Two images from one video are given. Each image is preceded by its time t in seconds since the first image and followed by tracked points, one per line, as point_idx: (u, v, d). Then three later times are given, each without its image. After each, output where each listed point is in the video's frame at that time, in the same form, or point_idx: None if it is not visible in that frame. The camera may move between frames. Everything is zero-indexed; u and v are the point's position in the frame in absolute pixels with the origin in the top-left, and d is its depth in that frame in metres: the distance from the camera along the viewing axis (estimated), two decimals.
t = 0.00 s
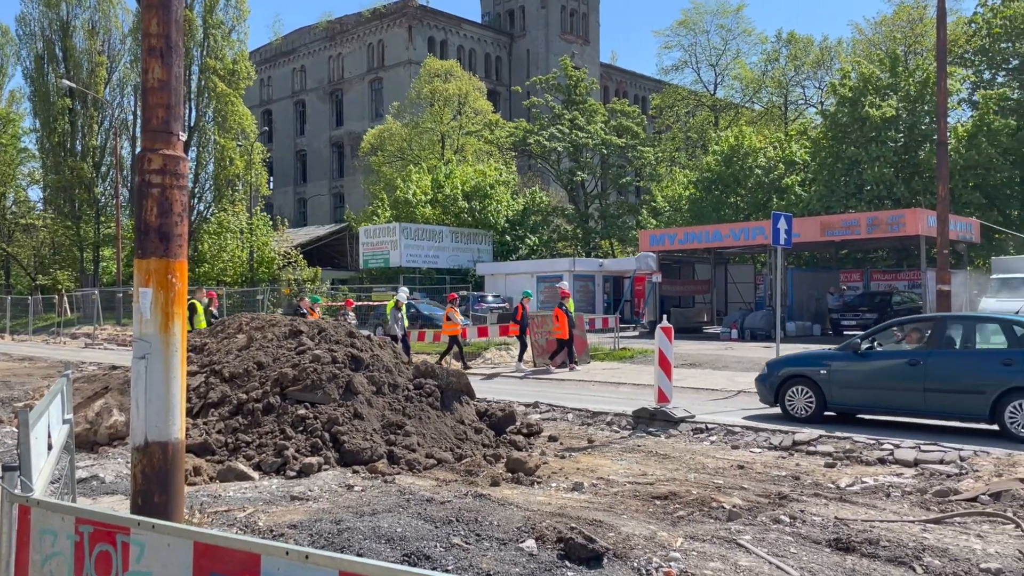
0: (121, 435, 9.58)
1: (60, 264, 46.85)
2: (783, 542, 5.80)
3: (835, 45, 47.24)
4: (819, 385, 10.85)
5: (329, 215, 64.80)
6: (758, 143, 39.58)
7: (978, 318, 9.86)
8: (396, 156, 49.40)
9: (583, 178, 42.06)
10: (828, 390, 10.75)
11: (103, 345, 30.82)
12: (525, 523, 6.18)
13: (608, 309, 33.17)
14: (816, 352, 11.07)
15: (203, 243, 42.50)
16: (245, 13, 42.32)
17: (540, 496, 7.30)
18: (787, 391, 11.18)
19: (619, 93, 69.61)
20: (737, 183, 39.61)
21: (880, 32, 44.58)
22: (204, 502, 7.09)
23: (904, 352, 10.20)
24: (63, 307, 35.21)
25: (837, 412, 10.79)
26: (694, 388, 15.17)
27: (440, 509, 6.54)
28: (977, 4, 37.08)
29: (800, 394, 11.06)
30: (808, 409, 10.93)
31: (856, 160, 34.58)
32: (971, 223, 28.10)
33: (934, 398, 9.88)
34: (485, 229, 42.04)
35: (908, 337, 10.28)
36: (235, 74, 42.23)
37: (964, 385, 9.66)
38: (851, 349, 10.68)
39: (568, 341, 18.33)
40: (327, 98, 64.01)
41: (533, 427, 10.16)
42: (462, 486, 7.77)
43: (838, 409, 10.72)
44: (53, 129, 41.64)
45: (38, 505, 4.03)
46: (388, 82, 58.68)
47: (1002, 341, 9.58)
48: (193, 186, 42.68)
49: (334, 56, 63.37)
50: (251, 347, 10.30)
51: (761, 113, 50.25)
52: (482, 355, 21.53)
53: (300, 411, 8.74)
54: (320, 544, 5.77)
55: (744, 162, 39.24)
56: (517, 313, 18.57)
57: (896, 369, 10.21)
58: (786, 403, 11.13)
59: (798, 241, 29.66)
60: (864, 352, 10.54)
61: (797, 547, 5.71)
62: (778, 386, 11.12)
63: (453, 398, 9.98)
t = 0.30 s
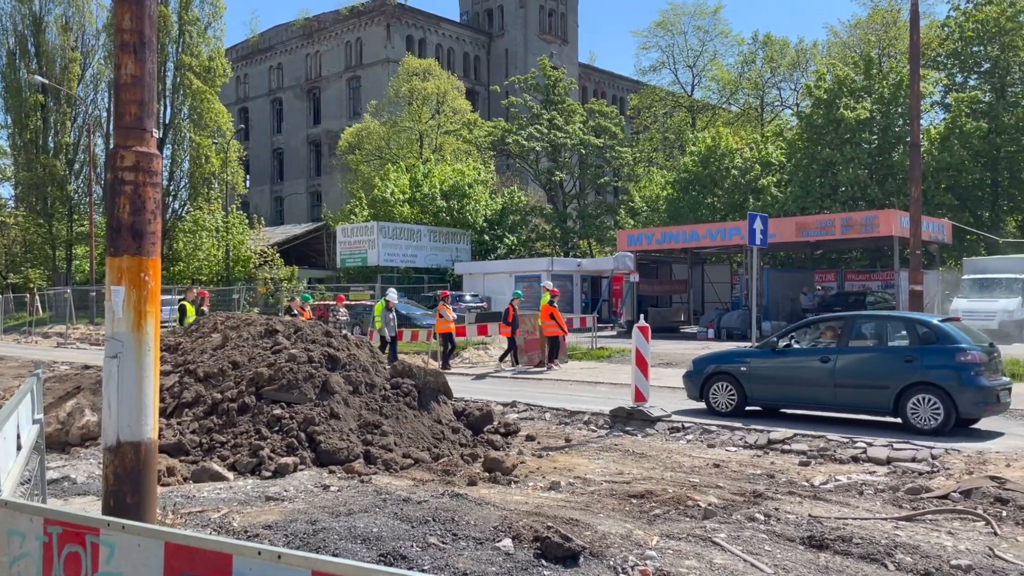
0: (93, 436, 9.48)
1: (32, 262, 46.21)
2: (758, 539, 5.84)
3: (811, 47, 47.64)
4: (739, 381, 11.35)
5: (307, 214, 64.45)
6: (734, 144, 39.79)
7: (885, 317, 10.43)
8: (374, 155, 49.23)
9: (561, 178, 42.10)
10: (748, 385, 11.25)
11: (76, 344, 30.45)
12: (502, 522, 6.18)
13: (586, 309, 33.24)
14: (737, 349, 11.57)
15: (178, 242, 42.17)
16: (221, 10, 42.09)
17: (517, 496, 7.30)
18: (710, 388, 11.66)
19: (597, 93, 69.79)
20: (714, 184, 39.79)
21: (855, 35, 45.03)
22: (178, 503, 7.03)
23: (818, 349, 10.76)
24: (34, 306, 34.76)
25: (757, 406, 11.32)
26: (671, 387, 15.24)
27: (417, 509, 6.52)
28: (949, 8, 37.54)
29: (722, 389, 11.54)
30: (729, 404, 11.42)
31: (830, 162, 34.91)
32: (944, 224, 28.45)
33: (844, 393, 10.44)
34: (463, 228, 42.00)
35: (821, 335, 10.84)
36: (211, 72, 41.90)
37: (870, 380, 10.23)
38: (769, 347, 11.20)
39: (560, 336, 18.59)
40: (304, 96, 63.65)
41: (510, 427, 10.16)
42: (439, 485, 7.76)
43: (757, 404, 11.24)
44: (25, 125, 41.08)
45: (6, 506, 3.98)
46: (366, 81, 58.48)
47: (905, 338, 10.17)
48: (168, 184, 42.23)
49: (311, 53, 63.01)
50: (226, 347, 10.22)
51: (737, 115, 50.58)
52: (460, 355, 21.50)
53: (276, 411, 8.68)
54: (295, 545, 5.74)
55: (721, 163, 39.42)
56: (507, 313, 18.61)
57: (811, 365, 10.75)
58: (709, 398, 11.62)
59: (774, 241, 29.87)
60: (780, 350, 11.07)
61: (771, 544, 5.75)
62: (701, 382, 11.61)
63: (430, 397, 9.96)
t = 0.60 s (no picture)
0: (65, 436, 9.37)
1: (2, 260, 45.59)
2: (733, 537, 5.88)
3: (786, 49, 48.06)
4: (669, 376, 11.77)
5: (283, 212, 64.05)
6: (711, 145, 40.02)
7: (803, 315, 10.95)
8: (352, 153, 49.10)
9: (540, 177, 42.15)
10: (676, 381, 11.68)
11: (47, 344, 30.05)
12: (478, 521, 6.17)
13: (564, 308, 33.28)
14: (667, 346, 12.00)
15: (152, 240, 41.80)
16: (197, 6, 41.80)
17: (494, 495, 7.31)
18: (642, 383, 12.06)
19: (575, 93, 69.94)
20: (690, 184, 39.98)
21: (830, 37, 45.44)
22: (151, 503, 6.96)
23: (742, 346, 11.23)
24: (5, 304, 34.34)
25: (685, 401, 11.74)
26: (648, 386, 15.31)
27: (393, 508, 6.49)
28: (923, 11, 37.99)
29: (653, 385, 11.95)
30: (660, 398, 11.82)
31: (806, 163, 35.23)
32: (916, 225, 28.79)
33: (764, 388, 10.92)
34: (441, 227, 41.92)
35: (745, 332, 11.31)
36: (187, 69, 41.56)
37: (788, 376, 10.73)
38: (697, 344, 11.63)
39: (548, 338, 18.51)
40: (281, 94, 63.29)
41: (488, 425, 10.15)
42: (416, 485, 7.73)
43: (685, 399, 11.67)
44: None
45: None
46: (344, 79, 58.26)
47: (821, 336, 10.68)
48: (142, 181, 41.77)
49: (288, 51, 62.62)
50: (201, 346, 10.13)
51: (714, 116, 50.87)
52: (437, 354, 21.46)
53: (251, 410, 8.63)
54: (270, 545, 5.70)
55: (698, 163, 39.60)
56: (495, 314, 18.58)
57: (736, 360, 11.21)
58: (640, 393, 12.01)
59: (750, 241, 30.09)
60: (707, 346, 11.51)
61: (746, 542, 5.79)
62: (633, 377, 12.00)
63: (408, 396, 9.93)
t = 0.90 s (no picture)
0: (37, 436, 9.24)
1: None
2: (709, 535, 5.91)
3: (763, 50, 48.45)
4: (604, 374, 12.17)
5: (260, 210, 63.62)
6: (689, 145, 40.19)
7: (729, 314, 11.40)
8: (330, 151, 48.88)
9: (518, 177, 42.18)
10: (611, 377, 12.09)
11: (18, 343, 29.60)
12: (456, 521, 6.16)
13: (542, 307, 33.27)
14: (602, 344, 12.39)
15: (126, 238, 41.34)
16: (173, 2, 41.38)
17: (472, 494, 7.30)
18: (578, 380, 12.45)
19: (554, 93, 70.05)
20: (668, 184, 40.15)
21: (805, 39, 45.83)
22: (124, 504, 6.88)
23: (673, 344, 11.66)
24: None
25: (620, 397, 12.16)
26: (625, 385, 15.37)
27: (370, 508, 6.47)
28: (897, 15, 38.41)
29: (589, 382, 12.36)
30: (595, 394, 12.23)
31: (782, 163, 35.51)
32: (890, 226, 29.09)
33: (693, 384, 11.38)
34: (419, 226, 41.81)
35: (676, 330, 11.74)
36: (162, 65, 41.14)
37: (715, 372, 11.19)
38: (630, 341, 12.04)
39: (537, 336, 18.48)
40: (258, 91, 62.88)
41: (465, 425, 10.15)
42: (393, 484, 7.71)
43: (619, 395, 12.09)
44: None
45: None
46: (321, 76, 57.98)
47: (745, 334, 11.16)
48: (116, 178, 41.26)
49: (265, 48, 62.18)
50: (175, 345, 10.03)
51: (692, 117, 51.13)
52: (415, 354, 21.41)
53: (226, 410, 8.56)
54: (245, 546, 5.66)
55: (675, 163, 39.76)
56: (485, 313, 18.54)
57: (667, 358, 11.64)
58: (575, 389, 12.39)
59: (727, 241, 30.28)
60: (640, 344, 11.92)
61: (722, 540, 5.82)
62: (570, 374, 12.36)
63: (385, 395, 9.89)
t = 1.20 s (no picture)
0: (7, 437, 9.10)
1: None
2: (686, 533, 5.94)
3: (740, 52, 48.81)
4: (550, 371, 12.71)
5: (236, 209, 63.15)
6: (667, 145, 40.34)
7: (666, 313, 11.91)
8: (307, 150, 48.59)
9: (497, 176, 42.18)
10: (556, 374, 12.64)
11: None
12: (434, 520, 6.15)
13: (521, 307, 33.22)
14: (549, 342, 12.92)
15: (100, 236, 40.85)
16: None
17: (450, 493, 7.29)
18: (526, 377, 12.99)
19: (533, 93, 70.11)
20: (647, 184, 40.31)
21: (782, 41, 46.19)
22: (97, 505, 6.80)
23: (612, 342, 12.16)
24: None
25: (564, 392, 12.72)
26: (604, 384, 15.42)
27: (347, 508, 6.45)
28: (872, 17, 38.78)
29: (536, 378, 12.89)
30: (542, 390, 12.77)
31: (759, 164, 35.75)
32: (865, 226, 29.35)
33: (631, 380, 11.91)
34: (398, 225, 41.67)
35: (617, 328, 12.24)
36: (137, 62, 40.78)
37: (651, 369, 11.71)
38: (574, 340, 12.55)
39: (524, 337, 18.20)
40: (234, 89, 62.46)
41: (444, 424, 10.14)
42: (371, 484, 7.69)
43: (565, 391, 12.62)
44: None
45: None
46: (299, 74, 57.66)
47: (680, 332, 11.66)
48: (90, 176, 40.74)
49: (242, 45, 61.76)
50: (150, 344, 9.94)
51: (670, 117, 51.35)
52: (394, 353, 21.36)
53: (202, 410, 8.49)
54: (221, 546, 5.62)
55: (654, 163, 39.90)
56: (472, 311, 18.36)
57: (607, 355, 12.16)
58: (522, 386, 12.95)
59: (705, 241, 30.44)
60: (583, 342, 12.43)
61: (699, 538, 5.86)
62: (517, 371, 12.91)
63: (363, 395, 9.86)
